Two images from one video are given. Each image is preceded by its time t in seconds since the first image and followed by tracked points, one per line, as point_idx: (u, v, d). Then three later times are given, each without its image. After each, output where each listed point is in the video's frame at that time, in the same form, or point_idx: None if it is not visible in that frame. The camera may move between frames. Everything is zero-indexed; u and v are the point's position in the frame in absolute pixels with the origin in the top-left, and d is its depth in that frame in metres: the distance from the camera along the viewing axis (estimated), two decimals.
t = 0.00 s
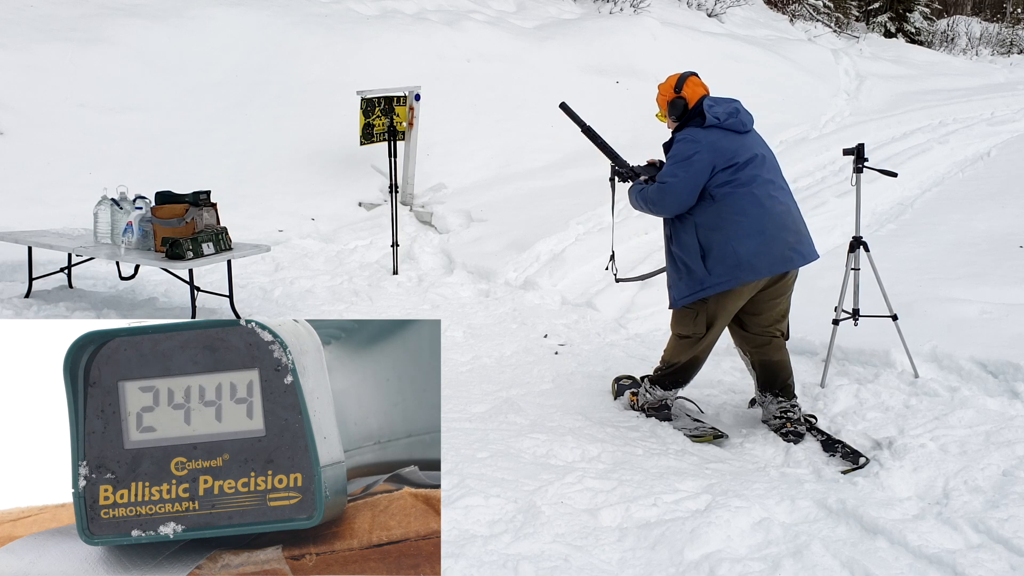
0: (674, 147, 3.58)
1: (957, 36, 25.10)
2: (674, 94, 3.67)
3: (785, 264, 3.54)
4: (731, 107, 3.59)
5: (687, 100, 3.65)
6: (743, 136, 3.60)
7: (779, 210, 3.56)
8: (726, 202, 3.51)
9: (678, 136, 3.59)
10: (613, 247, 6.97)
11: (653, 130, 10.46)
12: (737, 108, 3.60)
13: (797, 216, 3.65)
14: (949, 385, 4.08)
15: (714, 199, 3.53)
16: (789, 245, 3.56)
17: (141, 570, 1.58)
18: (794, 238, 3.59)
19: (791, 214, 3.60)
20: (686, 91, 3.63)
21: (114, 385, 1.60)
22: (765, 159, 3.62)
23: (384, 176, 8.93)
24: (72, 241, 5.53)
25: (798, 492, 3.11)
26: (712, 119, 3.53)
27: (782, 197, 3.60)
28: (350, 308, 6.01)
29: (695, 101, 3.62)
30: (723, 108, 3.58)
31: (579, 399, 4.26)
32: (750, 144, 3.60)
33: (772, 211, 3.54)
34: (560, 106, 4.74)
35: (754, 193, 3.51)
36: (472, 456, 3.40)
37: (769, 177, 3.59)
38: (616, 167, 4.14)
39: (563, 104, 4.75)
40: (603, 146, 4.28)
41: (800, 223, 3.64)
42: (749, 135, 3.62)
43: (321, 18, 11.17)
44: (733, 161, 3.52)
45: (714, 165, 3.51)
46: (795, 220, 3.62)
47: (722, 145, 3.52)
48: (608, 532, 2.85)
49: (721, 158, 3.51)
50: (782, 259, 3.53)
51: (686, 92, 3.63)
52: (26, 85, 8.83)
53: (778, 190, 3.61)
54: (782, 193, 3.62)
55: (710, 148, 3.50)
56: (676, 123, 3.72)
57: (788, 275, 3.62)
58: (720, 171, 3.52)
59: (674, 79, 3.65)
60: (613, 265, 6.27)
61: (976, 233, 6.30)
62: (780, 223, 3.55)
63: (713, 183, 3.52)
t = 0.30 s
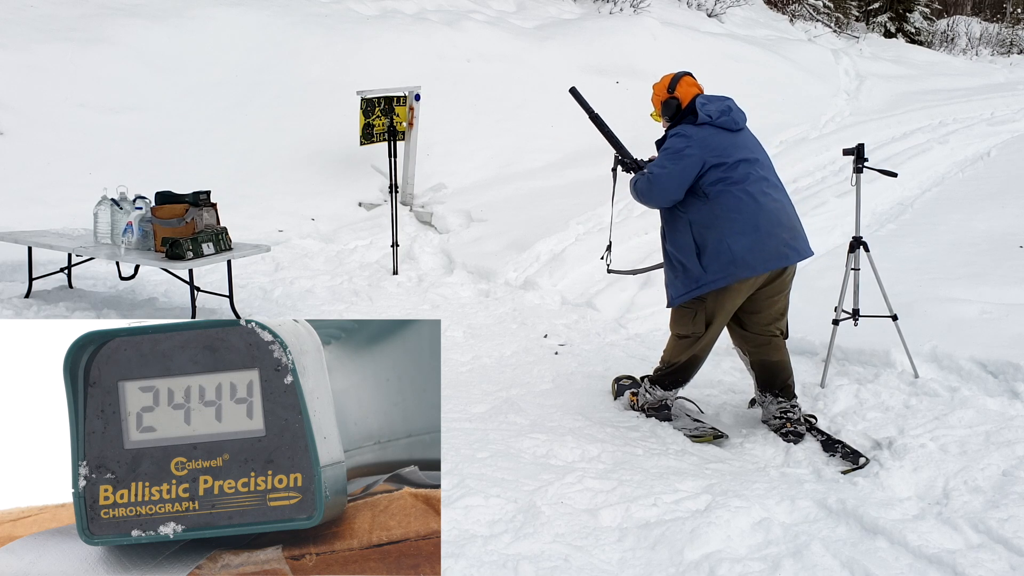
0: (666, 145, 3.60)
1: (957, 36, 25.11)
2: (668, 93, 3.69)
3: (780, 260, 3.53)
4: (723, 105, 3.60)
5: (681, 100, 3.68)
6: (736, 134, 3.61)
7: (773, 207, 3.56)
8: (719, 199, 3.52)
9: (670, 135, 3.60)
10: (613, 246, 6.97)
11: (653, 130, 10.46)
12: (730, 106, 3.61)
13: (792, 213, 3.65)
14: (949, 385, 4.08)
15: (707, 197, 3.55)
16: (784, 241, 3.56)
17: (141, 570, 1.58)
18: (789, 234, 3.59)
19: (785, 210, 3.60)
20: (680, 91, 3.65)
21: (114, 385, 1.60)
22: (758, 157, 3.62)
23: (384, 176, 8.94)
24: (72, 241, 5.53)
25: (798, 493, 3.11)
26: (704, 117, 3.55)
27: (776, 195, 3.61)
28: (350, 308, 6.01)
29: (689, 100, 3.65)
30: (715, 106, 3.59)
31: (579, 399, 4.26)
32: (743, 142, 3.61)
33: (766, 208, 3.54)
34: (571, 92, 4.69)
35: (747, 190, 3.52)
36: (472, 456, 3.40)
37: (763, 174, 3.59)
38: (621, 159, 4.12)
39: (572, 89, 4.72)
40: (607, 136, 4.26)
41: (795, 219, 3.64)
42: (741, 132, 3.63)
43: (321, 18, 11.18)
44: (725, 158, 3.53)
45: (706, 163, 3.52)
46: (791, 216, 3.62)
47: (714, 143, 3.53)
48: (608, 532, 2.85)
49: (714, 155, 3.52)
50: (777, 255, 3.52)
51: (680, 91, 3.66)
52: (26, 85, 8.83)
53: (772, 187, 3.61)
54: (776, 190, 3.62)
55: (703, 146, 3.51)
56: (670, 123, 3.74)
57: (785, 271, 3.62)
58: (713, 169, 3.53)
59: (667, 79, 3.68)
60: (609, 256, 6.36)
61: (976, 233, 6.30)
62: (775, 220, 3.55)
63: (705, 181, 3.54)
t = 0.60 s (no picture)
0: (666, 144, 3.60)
1: (957, 36, 25.11)
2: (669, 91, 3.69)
3: (778, 260, 3.53)
4: (723, 104, 3.58)
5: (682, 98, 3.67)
6: (735, 133, 3.60)
7: (772, 207, 3.56)
8: (718, 199, 3.52)
9: (670, 134, 3.61)
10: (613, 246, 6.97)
11: (653, 130, 10.47)
12: (730, 106, 3.60)
13: (791, 213, 3.64)
14: (949, 385, 4.09)
15: (705, 196, 3.55)
16: (783, 241, 3.55)
17: (141, 570, 1.58)
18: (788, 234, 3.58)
19: (784, 210, 3.59)
20: (681, 89, 3.65)
21: (114, 384, 1.60)
22: (758, 157, 3.62)
23: (384, 176, 8.94)
24: (72, 241, 5.53)
25: (798, 492, 3.11)
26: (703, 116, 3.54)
27: (775, 195, 3.60)
28: (350, 308, 6.01)
29: (690, 98, 3.65)
30: (715, 105, 3.58)
31: (579, 399, 4.26)
32: (742, 142, 3.60)
33: (765, 208, 3.54)
34: (572, 89, 4.67)
35: (746, 189, 3.52)
36: (472, 456, 3.40)
37: (763, 174, 3.59)
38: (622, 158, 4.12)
39: (574, 85, 4.70)
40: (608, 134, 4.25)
41: (794, 219, 3.63)
42: (741, 132, 3.62)
43: (321, 18, 11.18)
44: (724, 158, 3.53)
45: (705, 162, 3.52)
46: (790, 216, 3.62)
47: (713, 143, 3.53)
48: (608, 532, 2.85)
49: (713, 155, 3.52)
50: (775, 254, 3.52)
51: (681, 89, 3.66)
52: (26, 85, 8.83)
53: (771, 187, 3.61)
54: (776, 191, 3.62)
55: (702, 145, 3.51)
56: (671, 121, 3.74)
57: (784, 270, 3.62)
58: (712, 169, 3.54)
59: (669, 78, 3.68)
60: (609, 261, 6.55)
61: (976, 233, 6.29)
62: (774, 220, 3.55)
63: (704, 180, 3.54)
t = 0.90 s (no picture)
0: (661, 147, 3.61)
1: (957, 36, 25.10)
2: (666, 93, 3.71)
3: (776, 259, 3.52)
4: (717, 105, 3.59)
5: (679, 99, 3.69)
6: (730, 134, 3.60)
7: (769, 207, 3.55)
8: (713, 200, 3.53)
9: (665, 135, 3.62)
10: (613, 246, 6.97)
11: (653, 130, 10.46)
12: (724, 106, 3.60)
13: (789, 212, 3.63)
14: (949, 385, 4.08)
15: (701, 198, 3.56)
16: (780, 240, 3.54)
17: (141, 570, 1.58)
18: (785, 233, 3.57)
19: (782, 209, 3.59)
20: (677, 91, 3.67)
21: (115, 384, 1.60)
22: (753, 157, 3.62)
23: (384, 176, 8.93)
24: (72, 241, 5.53)
25: (798, 493, 3.11)
26: (698, 118, 3.55)
27: (772, 194, 3.60)
28: (350, 308, 6.01)
29: (686, 99, 3.66)
30: (709, 107, 3.59)
31: (579, 399, 4.26)
32: (738, 143, 3.60)
33: (761, 207, 3.53)
34: (577, 85, 4.64)
35: (741, 190, 3.52)
36: (472, 456, 3.40)
37: (758, 174, 3.59)
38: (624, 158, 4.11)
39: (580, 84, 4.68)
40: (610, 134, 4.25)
41: (792, 218, 3.62)
42: (736, 133, 3.63)
43: (320, 18, 11.18)
44: (719, 159, 3.53)
45: (699, 163, 3.53)
46: (787, 216, 3.61)
47: (708, 144, 3.53)
48: (608, 532, 2.85)
49: (707, 156, 3.53)
50: (773, 253, 3.51)
51: (677, 91, 3.67)
52: (26, 85, 8.83)
53: (768, 187, 3.60)
54: (773, 191, 3.61)
55: (696, 147, 3.52)
56: (668, 123, 3.76)
57: (784, 270, 3.61)
58: (706, 170, 3.54)
59: (665, 80, 3.69)
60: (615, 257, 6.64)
61: (976, 233, 6.29)
62: (770, 219, 3.54)
63: (699, 182, 3.55)
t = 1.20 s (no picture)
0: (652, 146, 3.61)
1: (957, 36, 25.10)
2: (657, 94, 3.71)
3: (767, 256, 3.51)
4: (708, 105, 3.59)
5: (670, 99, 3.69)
6: (721, 133, 3.61)
7: (760, 205, 3.55)
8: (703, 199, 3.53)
9: (655, 135, 3.61)
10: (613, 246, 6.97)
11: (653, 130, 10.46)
12: (715, 106, 3.60)
13: (780, 209, 3.63)
14: (949, 385, 4.08)
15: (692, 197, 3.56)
16: (771, 237, 3.54)
17: (141, 570, 1.58)
18: (777, 230, 3.57)
19: (773, 207, 3.59)
20: (669, 91, 3.67)
21: (115, 384, 1.60)
22: (743, 156, 3.62)
23: (384, 176, 8.93)
24: (72, 241, 5.53)
25: (798, 493, 3.11)
26: (688, 117, 3.55)
27: (763, 193, 3.60)
28: (350, 308, 6.01)
29: (678, 99, 3.66)
30: (700, 106, 3.59)
31: (579, 399, 4.26)
32: (728, 142, 3.61)
33: (752, 206, 3.53)
34: (583, 73, 4.64)
35: (732, 189, 3.52)
36: (472, 456, 3.40)
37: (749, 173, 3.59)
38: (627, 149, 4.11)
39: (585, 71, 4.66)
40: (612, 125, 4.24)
41: (783, 216, 3.62)
42: (727, 132, 3.63)
43: (321, 18, 11.18)
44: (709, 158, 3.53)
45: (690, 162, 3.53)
46: (778, 213, 3.61)
47: (698, 143, 3.53)
48: (608, 532, 2.85)
49: (698, 155, 3.53)
50: (764, 251, 3.51)
51: (669, 91, 3.68)
52: (26, 85, 8.83)
53: (759, 185, 3.61)
54: (764, 189, 3.62)
55: (686, 146, 3.51)
56: (659, 123, 3.76)
57: (778, 267, 3.61)
58: (697, 169, 3.54)
59: (658, 80, 3.70)
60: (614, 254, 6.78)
61: (976, 233, 6.29)
62: (761, 217, 3.54)
63: (689, 181, 3.55)
